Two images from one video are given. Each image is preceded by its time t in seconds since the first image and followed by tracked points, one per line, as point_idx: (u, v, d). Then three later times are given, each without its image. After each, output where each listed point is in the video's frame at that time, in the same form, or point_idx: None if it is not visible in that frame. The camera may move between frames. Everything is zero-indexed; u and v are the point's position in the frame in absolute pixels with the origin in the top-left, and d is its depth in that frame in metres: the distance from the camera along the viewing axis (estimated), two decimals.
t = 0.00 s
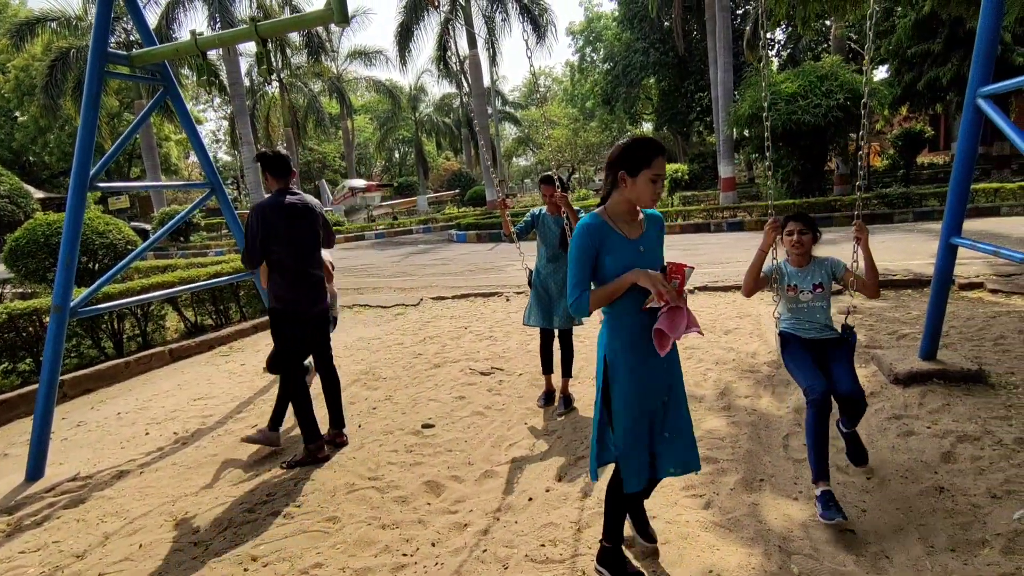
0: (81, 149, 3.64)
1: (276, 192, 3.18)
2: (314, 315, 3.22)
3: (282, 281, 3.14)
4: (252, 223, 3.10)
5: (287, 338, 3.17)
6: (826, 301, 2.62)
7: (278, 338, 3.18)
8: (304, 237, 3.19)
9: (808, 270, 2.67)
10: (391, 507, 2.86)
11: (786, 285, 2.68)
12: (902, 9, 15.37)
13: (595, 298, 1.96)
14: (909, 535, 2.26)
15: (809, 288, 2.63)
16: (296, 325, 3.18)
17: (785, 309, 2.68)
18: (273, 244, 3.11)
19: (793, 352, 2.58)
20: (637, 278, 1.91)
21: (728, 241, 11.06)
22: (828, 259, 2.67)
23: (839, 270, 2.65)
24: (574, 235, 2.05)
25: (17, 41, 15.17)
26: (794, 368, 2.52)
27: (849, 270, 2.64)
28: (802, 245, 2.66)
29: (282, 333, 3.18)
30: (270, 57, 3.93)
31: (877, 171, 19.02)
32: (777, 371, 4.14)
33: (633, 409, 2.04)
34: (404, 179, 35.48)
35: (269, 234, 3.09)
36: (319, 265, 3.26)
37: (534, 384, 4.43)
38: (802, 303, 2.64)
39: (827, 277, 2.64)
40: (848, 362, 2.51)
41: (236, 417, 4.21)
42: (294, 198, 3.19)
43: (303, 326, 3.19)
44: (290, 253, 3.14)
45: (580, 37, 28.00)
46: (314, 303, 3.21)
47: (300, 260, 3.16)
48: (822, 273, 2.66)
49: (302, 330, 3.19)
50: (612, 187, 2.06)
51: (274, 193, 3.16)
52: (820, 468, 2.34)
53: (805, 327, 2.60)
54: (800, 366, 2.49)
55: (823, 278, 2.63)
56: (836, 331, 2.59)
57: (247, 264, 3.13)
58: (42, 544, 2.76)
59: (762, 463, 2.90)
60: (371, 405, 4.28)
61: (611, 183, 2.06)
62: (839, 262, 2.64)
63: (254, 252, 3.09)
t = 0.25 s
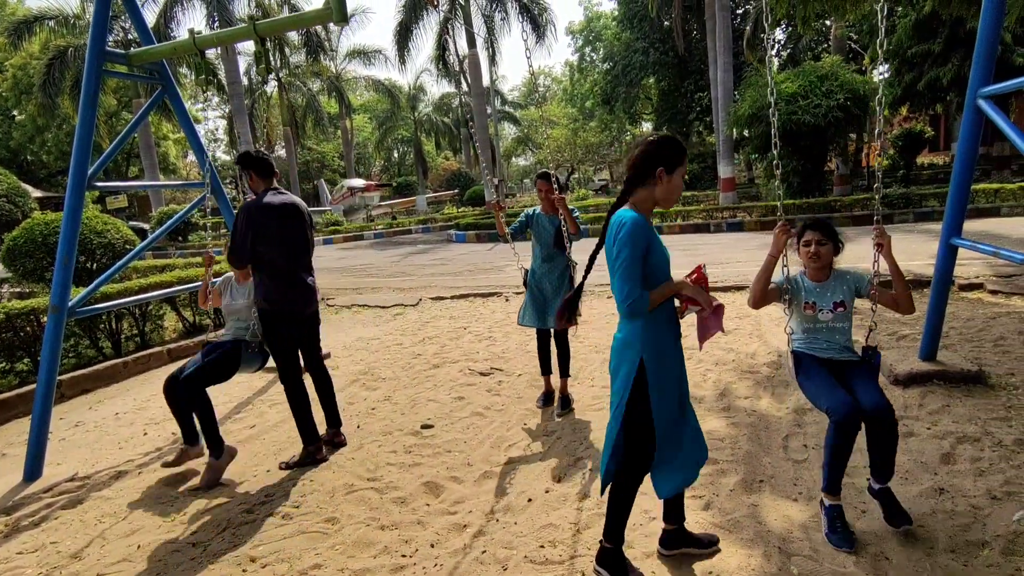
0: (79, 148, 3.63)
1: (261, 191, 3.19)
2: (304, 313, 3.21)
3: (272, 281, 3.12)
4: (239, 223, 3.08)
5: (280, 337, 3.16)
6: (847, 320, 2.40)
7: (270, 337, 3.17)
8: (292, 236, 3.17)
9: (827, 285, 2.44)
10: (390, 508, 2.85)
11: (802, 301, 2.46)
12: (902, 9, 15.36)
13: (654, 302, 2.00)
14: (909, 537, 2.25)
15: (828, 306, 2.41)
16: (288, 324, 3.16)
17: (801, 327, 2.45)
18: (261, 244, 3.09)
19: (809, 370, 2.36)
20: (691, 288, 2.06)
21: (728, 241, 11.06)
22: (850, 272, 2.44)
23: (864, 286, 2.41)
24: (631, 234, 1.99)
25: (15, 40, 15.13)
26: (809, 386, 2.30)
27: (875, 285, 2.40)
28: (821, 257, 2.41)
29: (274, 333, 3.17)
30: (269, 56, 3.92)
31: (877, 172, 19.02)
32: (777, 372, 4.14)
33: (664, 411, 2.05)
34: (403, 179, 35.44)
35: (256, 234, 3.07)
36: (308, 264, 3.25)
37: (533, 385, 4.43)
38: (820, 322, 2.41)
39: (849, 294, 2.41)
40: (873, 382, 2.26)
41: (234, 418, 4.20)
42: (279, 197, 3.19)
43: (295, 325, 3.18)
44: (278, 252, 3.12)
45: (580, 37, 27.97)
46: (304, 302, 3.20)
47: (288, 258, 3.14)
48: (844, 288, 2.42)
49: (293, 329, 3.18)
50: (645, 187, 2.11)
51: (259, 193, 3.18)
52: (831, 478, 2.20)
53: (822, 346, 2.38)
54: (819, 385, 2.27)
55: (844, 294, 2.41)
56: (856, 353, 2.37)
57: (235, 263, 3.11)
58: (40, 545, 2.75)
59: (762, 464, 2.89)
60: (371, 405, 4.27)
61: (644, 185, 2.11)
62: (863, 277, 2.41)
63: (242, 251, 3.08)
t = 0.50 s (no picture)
0: (77, 149, 3.61)
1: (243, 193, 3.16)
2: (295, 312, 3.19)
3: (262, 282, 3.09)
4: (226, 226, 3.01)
5: (274, 339, 3.15)
6: (873, 329, 2.18)
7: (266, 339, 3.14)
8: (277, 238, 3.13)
9: (850, 288, 2.23)
10: (388, 509, 2.85)
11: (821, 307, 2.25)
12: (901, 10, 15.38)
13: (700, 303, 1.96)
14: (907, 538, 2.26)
15: (851, 312, 2.20)
16: (281, 324, 3.14)
17: (819, 336, 2.25)
18: (250, 246, 3.03)
19: (823, 383, 2.16)
20: (722, 284, 2.11)
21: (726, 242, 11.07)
22: (874, 274, 2.24)
23: (895, 291, 2.20)
24: (682, 231, 1.94)
25: (14, 39, 15.11)
26: (821, 402, 2.11)
27: (904, 290, 2.19)
28: (842, 258, 2.20)
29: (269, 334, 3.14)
30: (268, 57, 3.92)
31: (875, 172, 19.05)
32: (775, 373, 4.14)
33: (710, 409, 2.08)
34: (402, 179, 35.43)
35: (244, 236, 3.00)
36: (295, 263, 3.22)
37: (531, 386, 4.43)
38: (841, 330, 2.21)
39: (876, 299, 2.19)
40: (898, 403, 2.03)
41: (232, 418, 4.20)
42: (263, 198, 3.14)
43: (288, 326, 3.16)
44: (266, 253, 3.07)
45: (579, 38, 27.97)
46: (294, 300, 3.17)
47: (277, 259, 3.10)
48: (871, 292, 2.21)
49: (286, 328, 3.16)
50: (675, 186, 2.10)
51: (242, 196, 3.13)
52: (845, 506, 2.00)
53: (840, 358, 2.18)
54: (830, 400, 2.07)
55: (871, 299, 2.19)
56: (883, 366, 2.15)
57: (222, 267, 3.04)
58: (37, 546, 2.75)
59: (760, 466, 2.90)
60: (369, 406, 4.27)
61: (673, 185, 2.10)
62: (889, 281, 2.19)
63: (228, 254, 3.01)
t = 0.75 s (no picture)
0: (76, 149, 3.62)
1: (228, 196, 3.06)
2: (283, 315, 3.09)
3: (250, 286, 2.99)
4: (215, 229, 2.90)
5: (259, 342, 3.05)
6: (887, 324, 2.05)
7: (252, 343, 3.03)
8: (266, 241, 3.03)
9: (862, 281, 2.11)
10: (387, 508, 2.86)
11: (830, 302, 2.14)
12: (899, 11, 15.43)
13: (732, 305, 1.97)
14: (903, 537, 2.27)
15: (861, 307, 2.07)
16: (269, 329, 3.05)
17: (829, 332, 2.14)
18: (240, 249, 2.91)
19: (827, 386, 2.06)
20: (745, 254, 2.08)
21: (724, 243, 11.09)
22: (893, 265, 2.10)
23: (911, 282, 2.06)
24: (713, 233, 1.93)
25: (13, 40, 15.12)
26: (822, 406, 2.03)
27: (922, 283, 2.05)
28: (851, 248, 2.09)
29: (256, 337, 3.04)
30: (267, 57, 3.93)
31: (873, 173, 19.09)
32: (773, 373, 4.16)
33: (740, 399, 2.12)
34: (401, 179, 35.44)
35: (234, 240, 2.89)
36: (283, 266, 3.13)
37: (530, 385, 4.44)
38: (851, 326, 2.09)
39: (890, 293, 2.06)
40: (906, 409, 1.91)
41: (232, 418, 4.20)
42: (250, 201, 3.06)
43: (277, 329, 3.07)
44: (255, 257, 2.96)
45: (579, 38, 28.00)
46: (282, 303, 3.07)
47: (266, 263, 3.01)
48: (885, 286, 2.07)
49: (273, 330, 3.06)
50: (690, 183, 2.10)
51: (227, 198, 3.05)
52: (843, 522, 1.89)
53: (848, 357, 2.06)
54: (831, 407, 1.99)
55: (884, 294, 2.06)
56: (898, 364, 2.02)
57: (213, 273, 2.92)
58: (37, 545, 2.75)
59: (758, 465, 2.91)
60: (368, 405, 4.27)
61: (692, 184, 2.10)
62: (904, 270, 2.06)
63: (215, 259, 2.91)
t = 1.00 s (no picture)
0: (68, 147, 3.61)
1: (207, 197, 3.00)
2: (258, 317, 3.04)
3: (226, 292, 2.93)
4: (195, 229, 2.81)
5: (241, 346, 2.99)
6: (876, 328, 2.06)
7: (230, 347, 2.99)
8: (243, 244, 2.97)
9: (854, 283, 2.12)
10: (380, 508, 2.86)
11: (819, 303, 2.16)
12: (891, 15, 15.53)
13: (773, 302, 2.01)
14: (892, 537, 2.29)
15: (850, 310, 2.08)
16: (245, 332, 3.00)
17: (818, 333, 2.16)
18: (218, 254, 2.85)
19: (811, 388, 2.10)
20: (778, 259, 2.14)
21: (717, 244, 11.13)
22: (886, 268, 2.11)
23: (902, 285, 2.06)
24: (743, 236, 1.98)
25: (5, 36, 15.01)
26: (805, 405, 2.09)
27: (914, 287, 2.05)
28: (842, 250, 2.10)
29: (234, 341, 2.99)
30: (262, 55, 3.92)
31: (866, 176, 19.21)
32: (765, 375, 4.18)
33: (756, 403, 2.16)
34: (396, 179, 35.39)
35: (212, 244, 2.82)
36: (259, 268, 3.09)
37: (524, 385, 4.45)
38: (840, 329, 2.10)
39: (880, 296, 2.07)
40: (888, 411, 1.94)
41: (224, 417, 4.19)
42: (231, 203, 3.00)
43: (254, 332, 3.03)
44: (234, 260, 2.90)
45: (574, 39, 28.03)
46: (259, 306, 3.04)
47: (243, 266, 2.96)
48: (877, 289, 2.08)
49: (249, 334, 3.01)
50: (705, 187, 2.10)
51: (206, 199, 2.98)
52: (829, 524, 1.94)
53: (834, 359, 2.08)
54: (811, 409, 2.04)
55: (874, 297, 2.07)
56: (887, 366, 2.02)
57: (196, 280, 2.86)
58: (28, 544, 2.75)
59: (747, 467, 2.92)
60: (361, 405, 4.28)
61: (714, 187, 2.11)
62: (897, 273, 2.07)
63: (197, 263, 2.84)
